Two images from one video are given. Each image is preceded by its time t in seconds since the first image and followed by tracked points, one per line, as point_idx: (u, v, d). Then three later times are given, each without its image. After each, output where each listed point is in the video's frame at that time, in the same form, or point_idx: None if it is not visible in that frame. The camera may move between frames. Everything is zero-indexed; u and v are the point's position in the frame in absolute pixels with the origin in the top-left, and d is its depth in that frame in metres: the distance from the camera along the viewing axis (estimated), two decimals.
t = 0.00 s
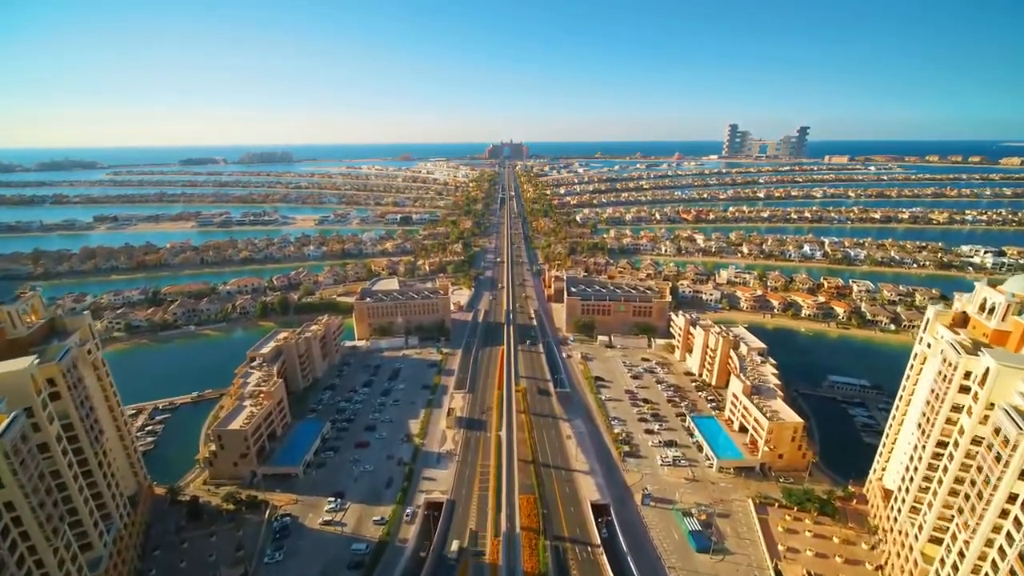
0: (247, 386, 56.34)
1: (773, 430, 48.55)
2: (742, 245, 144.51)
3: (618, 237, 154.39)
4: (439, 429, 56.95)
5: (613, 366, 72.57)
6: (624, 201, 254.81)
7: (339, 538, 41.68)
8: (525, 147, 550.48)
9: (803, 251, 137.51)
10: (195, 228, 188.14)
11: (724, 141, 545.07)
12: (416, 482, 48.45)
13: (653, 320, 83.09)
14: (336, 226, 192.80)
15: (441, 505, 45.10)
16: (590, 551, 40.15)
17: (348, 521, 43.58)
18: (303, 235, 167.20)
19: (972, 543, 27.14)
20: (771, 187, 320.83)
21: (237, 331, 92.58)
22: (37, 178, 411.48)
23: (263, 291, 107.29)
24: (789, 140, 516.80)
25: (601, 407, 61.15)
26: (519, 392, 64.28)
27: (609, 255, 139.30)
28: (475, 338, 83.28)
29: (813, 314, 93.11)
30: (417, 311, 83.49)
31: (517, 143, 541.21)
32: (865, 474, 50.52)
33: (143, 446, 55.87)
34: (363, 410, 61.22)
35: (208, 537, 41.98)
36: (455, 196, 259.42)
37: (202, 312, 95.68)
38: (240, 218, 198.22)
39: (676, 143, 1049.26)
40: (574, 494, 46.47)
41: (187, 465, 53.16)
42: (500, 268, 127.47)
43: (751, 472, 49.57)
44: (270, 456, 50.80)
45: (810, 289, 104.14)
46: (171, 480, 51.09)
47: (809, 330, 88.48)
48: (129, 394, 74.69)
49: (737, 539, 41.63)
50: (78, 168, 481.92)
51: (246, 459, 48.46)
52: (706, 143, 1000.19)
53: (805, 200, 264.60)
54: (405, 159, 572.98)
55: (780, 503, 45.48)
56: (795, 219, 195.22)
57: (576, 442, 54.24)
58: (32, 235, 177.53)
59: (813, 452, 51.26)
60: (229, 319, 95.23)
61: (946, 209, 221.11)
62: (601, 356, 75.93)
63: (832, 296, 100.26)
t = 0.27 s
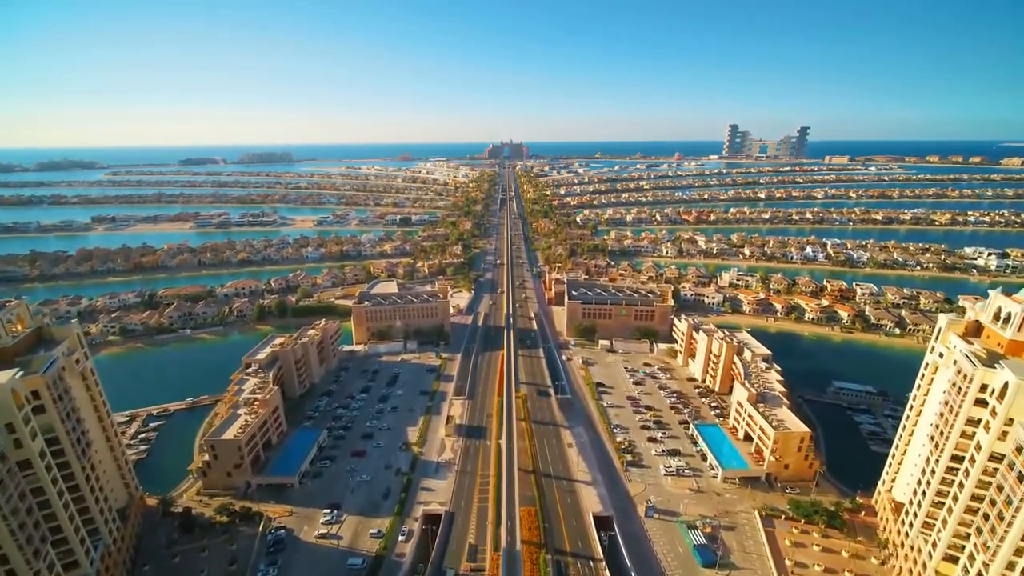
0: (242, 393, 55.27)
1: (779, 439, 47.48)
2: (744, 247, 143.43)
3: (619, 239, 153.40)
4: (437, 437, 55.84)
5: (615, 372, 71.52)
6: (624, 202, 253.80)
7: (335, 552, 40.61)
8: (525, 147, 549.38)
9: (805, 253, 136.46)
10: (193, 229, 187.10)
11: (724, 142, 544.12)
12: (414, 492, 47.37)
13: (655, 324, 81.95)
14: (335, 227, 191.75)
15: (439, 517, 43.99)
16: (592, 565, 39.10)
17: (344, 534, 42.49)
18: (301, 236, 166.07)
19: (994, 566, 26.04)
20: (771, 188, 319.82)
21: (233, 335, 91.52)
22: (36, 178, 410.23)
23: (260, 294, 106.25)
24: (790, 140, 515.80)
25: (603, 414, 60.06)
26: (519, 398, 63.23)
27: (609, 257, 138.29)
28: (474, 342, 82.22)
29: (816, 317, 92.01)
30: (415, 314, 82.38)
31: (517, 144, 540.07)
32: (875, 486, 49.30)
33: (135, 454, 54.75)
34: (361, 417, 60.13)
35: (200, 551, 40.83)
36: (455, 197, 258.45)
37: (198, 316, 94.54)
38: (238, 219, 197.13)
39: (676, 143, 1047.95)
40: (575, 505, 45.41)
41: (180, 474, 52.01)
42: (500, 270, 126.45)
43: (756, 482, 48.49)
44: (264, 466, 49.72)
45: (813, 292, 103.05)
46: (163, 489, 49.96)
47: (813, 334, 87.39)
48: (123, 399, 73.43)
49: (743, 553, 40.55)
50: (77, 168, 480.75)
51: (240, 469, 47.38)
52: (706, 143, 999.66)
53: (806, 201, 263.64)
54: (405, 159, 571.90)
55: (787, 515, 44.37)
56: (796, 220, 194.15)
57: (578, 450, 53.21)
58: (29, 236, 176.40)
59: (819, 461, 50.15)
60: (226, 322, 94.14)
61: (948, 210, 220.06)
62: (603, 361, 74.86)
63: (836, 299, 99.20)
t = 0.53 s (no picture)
0: (237, 401, 54.15)
1: (786, 450, 46.37)
2: (745, 249, 142.37)
3: (620, 241, 152.38)
4: (436, 446, 54.75)
5: (617, 377, 70.43)
6: (625, 202, 252.81)
7: (330, 567, 39.53)
8: (525, 148, 548.34)
9: (808, 255, 135.37)
10: (192, 230, 186.02)
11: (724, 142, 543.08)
12: (412, 504, 46.29)
13: (657, 328, 80.86)
14: (334, 228, 190.69)
15: (438, 530, 42.87)
16: None
17: (340, 548, 41.40)
18: (300, 238, 164.93)
19: None
20: (772, 188, 318.77)
21: (230, 339, 90.43)
22: (35, 179, 410.03)
23: (258, 296, 105.17)
24: (790, 140, 514.75)
25: (605, 422, 58.93)
26: (520, 405, 62.11)
27: (610, 259, 137.25)
28: (474, 347, 81.08)
29: (820, 321, 90.82)
30: (414, 318, 81.22)
31: (517, 144, 538.96)
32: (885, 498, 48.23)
33: (128, 462, 53.65)
34: (358, 425, 59.00)
35: (191, 566, 39.68)
36: (454, 198, 257.49)
37: (195, 319, 93.42)
38: (236, 220, 196.09)
39: (676, 143, 1045.60)
40: (577, 518, 44.32)
41: (173, 484, 50.92)
42: (500, 272, 125.39)
43: (762, 493, 47.39)
44: (259, 476, 48.64)
45: (816, 296, 101.95)
46: (155, 501, 48.83)
47: (817, 338, 86.26)
48: (117, 405, 72.27)
49: (749, 568, 39.44)
50: (77, 168, 479.76)
51: (234, 479, 46.34)
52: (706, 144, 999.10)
53: (807, 201, 262.58)
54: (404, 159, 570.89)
55: (794, 528, 43.28)
56: (798, 222, 193.17)
57: (579, 460, 52.12)
58: (26, 237, 175.36)
59: (827, 472, 49.02)
60: (222, 326, 93.02)
61: (950, 211, 219.01)
62: (604, 366, 73.77)
63: (839, 303, 98.11)
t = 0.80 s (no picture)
0: (232, 409, 53.06)
1: (793, 460, 45.28)
2: (747, 251, 141.21)
3: (621, 242, 151.25)
4: (435, 455, 53.63)
5: (619, 383, 69.31)
6: (626, 203, 251.72)
7: None
8: (525, 148, 547.22)
9: (810, 257, 134.22)
10: (190, 231, 184.94)
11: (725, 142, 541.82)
12: (410, 516, 45.18)
13: (659, 332, 79.73)
14: (333, 229, 189.60)
15: (436, 543, 41.73)
16: None
17: (336, 563, 40.28)
18: (299, 239, 163.85)
19: None
20: (773, 189, 317.51)
21: (227, 342, 89.35)
22: (35, 179, 409.38)
23: (255, 299, 104.06)
24: (791, 140, 513.41)
25: (607, 430, 57.81)
26: (520, 412, 60.99)
27: (611, 260, 136.13)
28: (474, 351, 79.95)
29: (824, 325, 89.66)
30: (413, 322, 80.04)
31: (517, 144, 537.70)
32: (893, 509, 47.21)
33: (120, 471, 52.58)
34: (356, 433, 57.86)
35: None
36: (454, 198, 256.31)
37: (191, 323, 92.30)
38: (235, 221, 195.03)
39: (677, 143, 1045.94)
40: (579, 531, 43.21)
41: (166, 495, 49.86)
42: (500, 275, 124.29)
43: (769, 505, 46.30)
44: (254, 486, 47.59)
45: (820, 299, 100.78)
46: (147, 512, 47.79)
47: (821, 342, 85.12)
48: (111, 410, 71.17)
49: None
50: (76, 168, 478.89)
51: (229, 491, 45.29)
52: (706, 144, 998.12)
53: (809, 202, 261.27)
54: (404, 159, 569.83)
55: (802, 541, 42.16)
56: (800, 223, 192.02)
57: (581, 470, 50.99)
58: (23, 239, 174.30)
59: (834, 483, 47.92)
60: (219, 329, 91.90)
61: (953, 212, 217.69)
62: (606, 372, 72.64)
63: (843, 306, 96.98)
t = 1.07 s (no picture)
0: (226, 418, 51.96)
1: (800, 472, 44.21)
2: (749, 252, 140.21)
3: (621, 244, 150.26)
4: (433, 464, 52.53)
5: (620, 389, 68.24)
6: (626, 204, 250.75)
7: None
8: (525, 148, 546.38)
9: (812, 259, 133.23)
10: (188, 233, 183.92)
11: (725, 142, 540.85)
12: (407, 528, 44.08)
13: (661, 337, 78.66)
14: (332, 230, 188.57)
15: (434, 557, 40.66)
16: None
17: None
18: (297, 241, 162.71)
19: None
20: (774, 190, 316.42)
21: (223, 346, 88.20)
22: (33, 179, 408.70)
23: (253, 302, 102.92)
24: (791, 140, 512.34)
25: (609, 438, 56.77)
26: (520, 419, 59.87)
27: (611, 262, 135.15)
28: (473, 355, 78.89)
29: (828, 329, 88.58)
30: (412, 326, 78.99)
31: (517, 144, 536.91)
32: (902, 521, 46.14)
33: (111, 481, 51.49)
34: (353, 441, 56.80)
35: None
36: (454, 199, 255.27)
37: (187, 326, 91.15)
38: (233, 222, 193.96)
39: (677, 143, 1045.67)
40: (581, 544, 42.11)
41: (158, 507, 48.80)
42: (500, 277, 123.23)
43: (775, 517, 45.17)
44: (248, 497, 46.46)
45: (823, 302, 99.66)
46: (139, 525, 46.75)
47: (825, 347, 84.04)
48: (104, 416, 69.99)
49: None
50: (75, 168, 477.94)
51: (222, 502, 44.20)
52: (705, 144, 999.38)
53: (810, 203, 260.21)
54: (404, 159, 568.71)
55: (809, 554, 41.12)
56: (801, 224, 191.00)
57: (583, 480, 49.85)
58: (20, 240, 173.20)
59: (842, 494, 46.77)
60: (216, 333, 90.77)
61: (955, 213, 216.55)
62: (607, 377, 71.61)
63: (847, 310, 95.91)
